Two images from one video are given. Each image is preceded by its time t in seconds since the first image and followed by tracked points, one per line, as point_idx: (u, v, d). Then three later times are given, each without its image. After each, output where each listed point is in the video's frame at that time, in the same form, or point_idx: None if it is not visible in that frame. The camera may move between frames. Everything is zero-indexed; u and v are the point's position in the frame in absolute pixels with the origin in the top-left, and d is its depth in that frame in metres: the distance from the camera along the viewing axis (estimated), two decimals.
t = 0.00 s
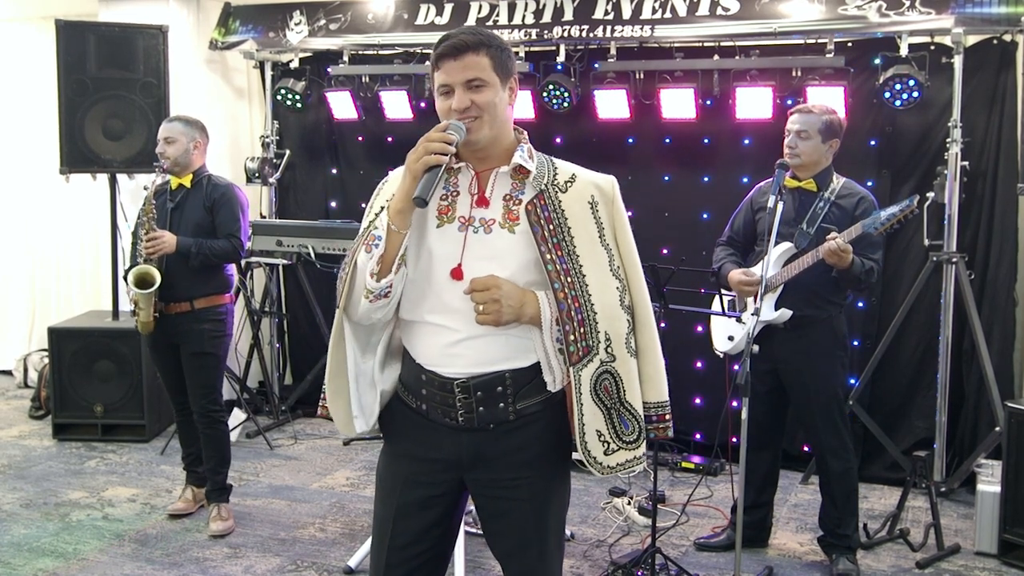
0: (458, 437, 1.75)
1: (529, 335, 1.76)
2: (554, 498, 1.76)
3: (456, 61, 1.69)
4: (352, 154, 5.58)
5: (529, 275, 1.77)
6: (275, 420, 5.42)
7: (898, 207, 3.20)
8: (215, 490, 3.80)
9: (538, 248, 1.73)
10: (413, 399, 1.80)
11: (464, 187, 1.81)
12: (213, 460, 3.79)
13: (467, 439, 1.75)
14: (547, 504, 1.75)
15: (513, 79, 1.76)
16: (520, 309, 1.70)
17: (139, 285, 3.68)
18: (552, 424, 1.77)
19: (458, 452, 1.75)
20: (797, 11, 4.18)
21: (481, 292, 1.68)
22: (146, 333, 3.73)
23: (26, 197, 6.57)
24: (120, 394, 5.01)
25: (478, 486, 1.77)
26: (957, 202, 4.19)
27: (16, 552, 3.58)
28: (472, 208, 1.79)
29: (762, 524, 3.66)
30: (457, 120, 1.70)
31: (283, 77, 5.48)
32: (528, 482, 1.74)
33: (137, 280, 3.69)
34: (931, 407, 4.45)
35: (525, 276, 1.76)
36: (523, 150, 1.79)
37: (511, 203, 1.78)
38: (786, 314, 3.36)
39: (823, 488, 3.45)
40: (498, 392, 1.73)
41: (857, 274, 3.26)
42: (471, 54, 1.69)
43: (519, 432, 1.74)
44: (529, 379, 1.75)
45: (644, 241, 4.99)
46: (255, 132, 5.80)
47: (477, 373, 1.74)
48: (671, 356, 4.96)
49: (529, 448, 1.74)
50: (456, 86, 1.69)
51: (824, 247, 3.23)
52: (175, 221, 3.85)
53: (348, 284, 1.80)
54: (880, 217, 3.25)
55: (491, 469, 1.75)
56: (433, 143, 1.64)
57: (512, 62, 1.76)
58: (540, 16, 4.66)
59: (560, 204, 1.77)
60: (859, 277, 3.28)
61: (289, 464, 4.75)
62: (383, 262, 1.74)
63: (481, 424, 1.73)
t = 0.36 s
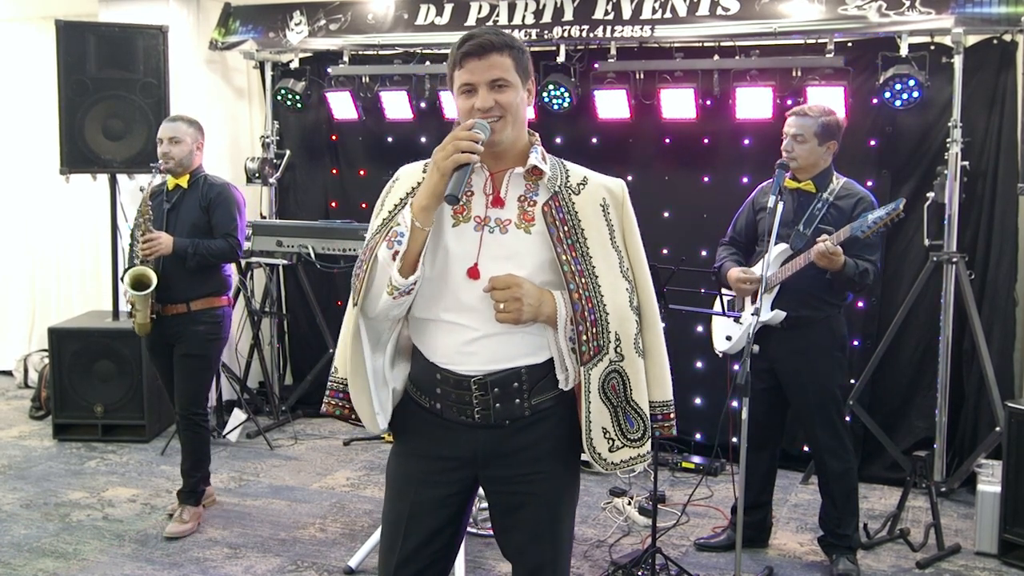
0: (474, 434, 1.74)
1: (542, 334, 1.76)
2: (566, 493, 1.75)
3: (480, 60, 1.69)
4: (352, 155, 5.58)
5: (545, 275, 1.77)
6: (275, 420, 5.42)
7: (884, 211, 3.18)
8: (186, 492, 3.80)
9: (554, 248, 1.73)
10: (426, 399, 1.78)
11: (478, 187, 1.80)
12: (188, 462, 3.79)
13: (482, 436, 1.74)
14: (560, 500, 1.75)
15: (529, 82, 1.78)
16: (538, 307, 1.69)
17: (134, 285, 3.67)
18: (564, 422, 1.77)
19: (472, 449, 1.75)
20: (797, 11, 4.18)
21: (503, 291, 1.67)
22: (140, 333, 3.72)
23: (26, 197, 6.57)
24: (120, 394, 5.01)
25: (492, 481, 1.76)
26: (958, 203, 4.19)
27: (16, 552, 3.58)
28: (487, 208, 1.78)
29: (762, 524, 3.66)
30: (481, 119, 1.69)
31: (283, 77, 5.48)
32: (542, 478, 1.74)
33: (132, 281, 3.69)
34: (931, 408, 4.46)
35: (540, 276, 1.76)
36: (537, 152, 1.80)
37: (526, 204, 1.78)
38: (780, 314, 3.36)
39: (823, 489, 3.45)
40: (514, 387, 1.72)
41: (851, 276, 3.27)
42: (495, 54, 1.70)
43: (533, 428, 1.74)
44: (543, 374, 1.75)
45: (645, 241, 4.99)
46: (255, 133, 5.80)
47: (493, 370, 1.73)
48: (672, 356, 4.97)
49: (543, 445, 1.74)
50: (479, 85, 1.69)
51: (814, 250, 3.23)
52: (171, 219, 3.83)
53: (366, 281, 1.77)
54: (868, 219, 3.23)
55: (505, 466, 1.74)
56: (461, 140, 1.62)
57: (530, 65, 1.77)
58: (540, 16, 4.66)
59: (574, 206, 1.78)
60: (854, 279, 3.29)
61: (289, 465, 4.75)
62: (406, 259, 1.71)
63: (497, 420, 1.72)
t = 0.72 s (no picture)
0: (478, 430, 1.74)
1: (548, 339, 1.77)
2: (568, 489, 1.76)
3: (509, 64, 1.67)
4: (352, 155, 5.58)
5: (555, 283, 1.77)
6: (275, 420, 5.42)
7: (862, 204, 3.21)
8: (184, 494, 3.80)
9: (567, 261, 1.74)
10: (431, 395, 1.78)
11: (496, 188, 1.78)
12: (188, 464, 3.79)
13: (485, 432, 1.74)
14: (563, 497, 1.75)
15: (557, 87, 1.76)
16: (549, 315, 1.70)
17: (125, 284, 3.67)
18: (566, 422, 1.77)
19: (476, 446, 1.74)
20: (797, 12, 4.18)
21: (517, 298, 1.68)
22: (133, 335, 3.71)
23: (25, 197, 6.57)
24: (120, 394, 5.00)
25: (494, 478, 1.76)
26: (958, 203, 4.19)
27: (16, 552, 3.58)
28: (504, 211, 1.77)
29: (762, 524, 3.66)
30: (507, 125, 1.67)
31: (283, 77, 5.49)
32: (545, 475, 1.74)
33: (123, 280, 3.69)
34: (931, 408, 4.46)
35: (549, 284, 1.77)
36: (558, 159, 1.79)
37: (542, 211, 1.78)
38: (773, 313, 3.34)
39: (823, 489, 3.45)
40: (517, 384, 1.73)
41: (840, 272, 3.28)
42: (524, 59, 1.67)
43: (536, 425, 1.74)
44: (546, 372, 1.76)
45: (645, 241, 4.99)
46: (255, 132, 5.80)
47: (496, 368, 1.73)
48: (671, 355, 4.97)
49: (546, 442, 1.74)
50: (506, 90, 1.67)
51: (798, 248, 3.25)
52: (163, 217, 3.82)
53: (379, 272, 1.75)
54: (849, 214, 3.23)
55: (508, 462, 1.74)
56: (490, 146, 1.60)
57: (557, 72, 1.76)
58: (540, 17, 4.66)
59: (589, 218, 1.78)
60: (843, 275, 3.30)
61: (289, 464, 4.75)
62: (426, 259, 1.70)
63: (501, 416, 1.72)
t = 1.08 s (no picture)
0: (485, 427, 1.74)
1: (554, 335, 1.76)
2: (573, 487, 1.76)
3: (505, 66, 1.66)
4: (352, 155, 5.58)
5: (559, 278, 1.78)
6: (275, 420, 5.42)
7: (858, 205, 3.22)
8: (184, 494, 3.80)
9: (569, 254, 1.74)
10: (437, 393, 1.78)
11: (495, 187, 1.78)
12: (188, 465, 3.78)
13: (492, 430, 1.74)
14: (568, 494, 1.75)
15: (551, 88, 1.76)
16: (554, 310, 1.70)
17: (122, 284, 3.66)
18: (573, 418, 1.78)
19: (482, 443, 1.74)
20: (797, 11, 4.18)
21: (520, 296, 1.67)
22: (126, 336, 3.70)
23: (26, 197, 6.58)
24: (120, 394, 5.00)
25: (500, 475, 1.76)
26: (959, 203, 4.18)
27: (17, 552, 3.58)
28: (504, 209, 1.77)
29: (762, 524, 3.66)
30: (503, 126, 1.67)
31: (283, 77, 5.49)
32: (551, 472, 1.74)
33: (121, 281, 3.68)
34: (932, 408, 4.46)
35: (554, 279, 1.77)
36: (555, 156, 1.79)
37: (542, 207, 1.78)
38: (772, 315, 3.36)
39: (823, 489, 3.45)
40: (523, 381, 1.73)
41: (837, 272, 3.28)
42: (520, 61, 1.67)
43: (543, 422, 1.74)
44: (553, 367, 1.76)
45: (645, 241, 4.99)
46: (255, 132, 5.80)
47: (502, 364, 1.73)
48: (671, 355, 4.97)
49: (552, 440, 1.74)
50: (502, 91, 1.67)
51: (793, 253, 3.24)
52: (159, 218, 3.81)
53: (383, 277, 1.75)
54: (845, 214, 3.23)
55: (514, 459, 1.74)
56: (488, 145, 1.61)
57: (553, 72, 1.75)
58: (540, 16, 4.66)
59: (588, 212, 1.78)
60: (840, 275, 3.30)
61: (289, 464, 4.75)
62: (429, 259, 1.70)
63: (508, 414, 1.73)
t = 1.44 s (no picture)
0: (488, 429, 1.74)
1: (556, 328, 1.76)
2: (577, 487, 1.75)
3: (457, 70, 1.69)
4: (352, 155, 5.58)
5: (554, 269, 1.78)
6: (275, 420, 5.42)
7: (873, 206, 3.20)
8: (184, 493, 3.80)
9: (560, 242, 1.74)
10: (439, 397, 1.78)
11: (476, 191, 1.78)
12: (187, 464, 3.79)
13: (495, 432, 1.74)
14: (575, 493, 1.74)
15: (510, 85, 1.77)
16: (552, 302, 1.70)
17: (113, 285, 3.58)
18: (579, 414, 1.77)
19: (485, 446, 1.74)
20: (797, 11, 4.18)
21: (514, 294, 1.68)
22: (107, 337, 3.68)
23: (26, 197, 6.58)
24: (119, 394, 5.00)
25: (504, 478, 1.76)
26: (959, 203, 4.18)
27: (17, 552, 3.58)
28: (489, 211, 1.77)
29: (763, 524, 3.66)
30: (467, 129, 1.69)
31: (283, 77, 5.49)
32: (556, 472, 1.73)
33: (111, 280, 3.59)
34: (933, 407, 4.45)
35: (550, 271, 1.77)
36: (529, 149, 1.79)
37: (525, 201, 1.77)
38: (780, 315, 3.36)
39: (824, 489, 3.45)
40: (527, 383, 1.72)
41: (846, 275, 3.28)
42: (471, 63, 1.69)
43: (548, 422, 1.73)
44: (556, 370, 1.75)
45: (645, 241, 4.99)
46: (255, 132, 5.80)
47: (506, 366, 1.73)
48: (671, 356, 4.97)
49: (558, 439, 1.74)
50: (460, 95, 1.69)
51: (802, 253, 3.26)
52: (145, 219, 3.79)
53: (382, 302, 1.78)
54: (859, 216, 3.23)
55: (517, 461, 1.74)
56: (455, 152, 1.61)
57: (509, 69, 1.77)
58: (540, 16, 4.66)
59: (573, 197, 1.79)
60: (849, 278, 3.30)
61: (289, 464, 4.75)
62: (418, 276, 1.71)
63: (511, 416, 1.72)
